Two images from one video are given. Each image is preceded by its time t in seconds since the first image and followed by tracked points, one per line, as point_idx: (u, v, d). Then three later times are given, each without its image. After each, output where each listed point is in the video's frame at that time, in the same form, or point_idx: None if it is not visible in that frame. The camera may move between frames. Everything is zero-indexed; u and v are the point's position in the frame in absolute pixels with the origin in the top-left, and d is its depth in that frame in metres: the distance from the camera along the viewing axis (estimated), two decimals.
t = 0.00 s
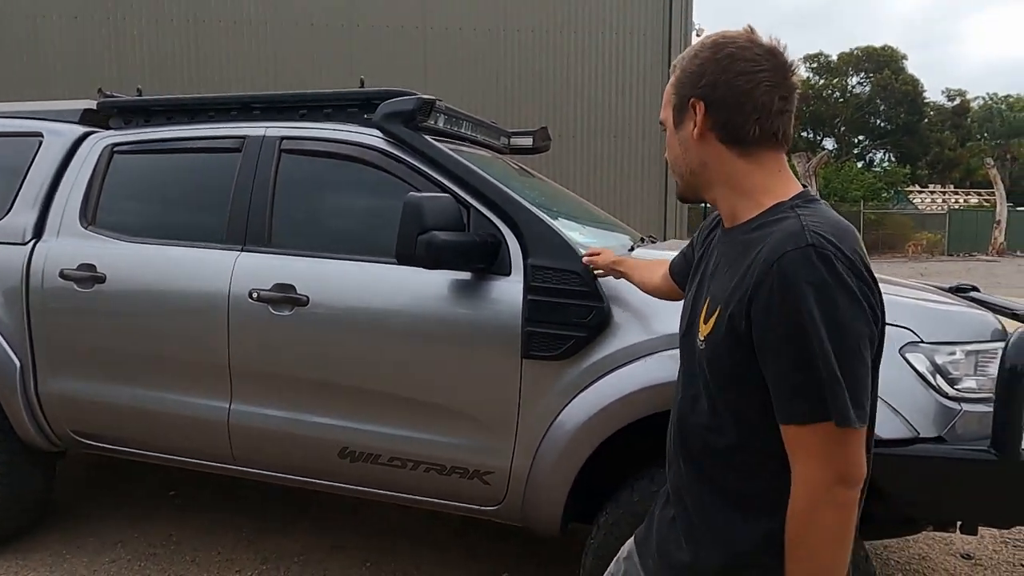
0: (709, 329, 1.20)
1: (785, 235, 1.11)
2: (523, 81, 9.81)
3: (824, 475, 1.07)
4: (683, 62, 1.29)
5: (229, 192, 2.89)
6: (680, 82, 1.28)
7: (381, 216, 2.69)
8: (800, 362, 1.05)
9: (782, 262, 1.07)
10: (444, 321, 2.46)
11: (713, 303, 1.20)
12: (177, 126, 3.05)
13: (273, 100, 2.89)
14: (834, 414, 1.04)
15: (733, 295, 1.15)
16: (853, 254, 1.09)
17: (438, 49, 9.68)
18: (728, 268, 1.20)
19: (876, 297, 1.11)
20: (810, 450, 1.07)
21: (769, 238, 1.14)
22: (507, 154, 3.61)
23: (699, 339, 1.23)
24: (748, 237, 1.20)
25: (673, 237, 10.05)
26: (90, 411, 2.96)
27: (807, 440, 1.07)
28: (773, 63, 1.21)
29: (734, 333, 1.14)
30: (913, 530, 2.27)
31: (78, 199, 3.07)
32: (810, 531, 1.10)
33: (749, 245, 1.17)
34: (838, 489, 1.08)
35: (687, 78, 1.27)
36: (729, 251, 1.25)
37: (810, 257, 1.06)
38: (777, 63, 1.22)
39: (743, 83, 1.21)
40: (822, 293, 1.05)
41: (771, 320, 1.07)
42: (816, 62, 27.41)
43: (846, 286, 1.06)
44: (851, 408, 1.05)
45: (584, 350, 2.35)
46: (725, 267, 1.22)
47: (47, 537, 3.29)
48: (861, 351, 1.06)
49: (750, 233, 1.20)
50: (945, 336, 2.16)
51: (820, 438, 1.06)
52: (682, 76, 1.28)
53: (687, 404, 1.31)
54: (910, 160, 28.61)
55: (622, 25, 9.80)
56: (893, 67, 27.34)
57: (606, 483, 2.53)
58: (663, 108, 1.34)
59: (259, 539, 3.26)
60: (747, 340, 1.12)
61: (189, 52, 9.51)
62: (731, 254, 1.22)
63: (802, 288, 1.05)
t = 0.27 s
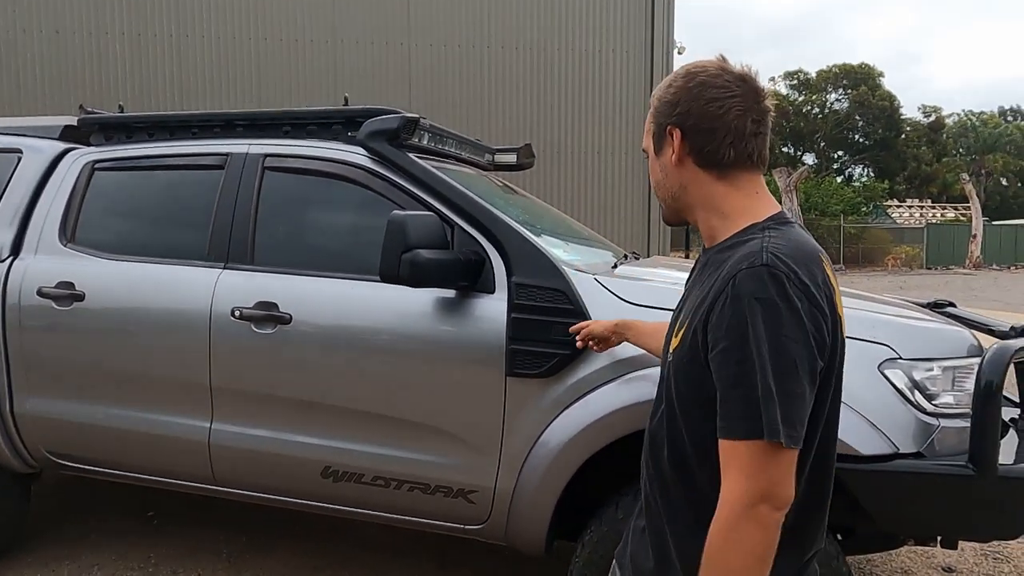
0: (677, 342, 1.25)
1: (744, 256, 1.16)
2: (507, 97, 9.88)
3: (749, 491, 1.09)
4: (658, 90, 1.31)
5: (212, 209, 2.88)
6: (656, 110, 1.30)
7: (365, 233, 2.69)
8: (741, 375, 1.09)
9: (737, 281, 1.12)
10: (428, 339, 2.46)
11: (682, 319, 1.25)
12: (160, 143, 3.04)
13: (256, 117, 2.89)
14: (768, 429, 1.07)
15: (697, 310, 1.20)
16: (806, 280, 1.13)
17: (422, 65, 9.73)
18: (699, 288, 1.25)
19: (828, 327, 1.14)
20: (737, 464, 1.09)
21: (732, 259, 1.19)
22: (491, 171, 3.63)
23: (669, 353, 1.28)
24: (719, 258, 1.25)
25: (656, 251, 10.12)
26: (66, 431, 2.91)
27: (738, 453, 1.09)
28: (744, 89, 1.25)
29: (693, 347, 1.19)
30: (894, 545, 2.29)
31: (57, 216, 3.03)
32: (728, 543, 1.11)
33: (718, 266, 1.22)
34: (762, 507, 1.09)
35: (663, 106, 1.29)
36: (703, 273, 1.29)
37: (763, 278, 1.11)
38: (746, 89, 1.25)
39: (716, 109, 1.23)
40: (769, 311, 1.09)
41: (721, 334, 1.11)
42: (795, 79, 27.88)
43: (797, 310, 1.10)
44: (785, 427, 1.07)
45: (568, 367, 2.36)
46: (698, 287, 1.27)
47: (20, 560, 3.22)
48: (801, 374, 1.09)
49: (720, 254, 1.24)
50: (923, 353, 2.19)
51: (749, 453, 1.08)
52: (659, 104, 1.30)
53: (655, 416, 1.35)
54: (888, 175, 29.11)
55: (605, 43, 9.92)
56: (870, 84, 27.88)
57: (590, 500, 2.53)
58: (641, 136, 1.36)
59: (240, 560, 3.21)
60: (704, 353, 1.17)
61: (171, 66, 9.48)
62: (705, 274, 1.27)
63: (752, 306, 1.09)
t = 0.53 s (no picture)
0: (675, 336, 1.25)
1: (745, 253, 1.16)
2: (513, 101, 9.90)
3: (743, 482, 1.09)
4: (661, 90, 1.31)
5: (221, 212, 2.89)
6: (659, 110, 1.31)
7: (373, 236, 2.69)
8: (737, 370, 1.09)
9: (738, 276, 1.12)
10: (436, 342, 2.46)
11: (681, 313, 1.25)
12: (169, 147, 3.06)
13: (265, 121, 2.90)
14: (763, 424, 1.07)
15: (696, 305, 1.20)
16: (806, 279, 1.13)
17: (428, 69, 9.76)
18: (699, 283, 1.25)
19: (825, 326, 1.14)
20: (732, 455, 1.10)
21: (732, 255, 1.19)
22: (498, 174, 3.63)
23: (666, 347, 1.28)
24: (719, 254, 1.24)
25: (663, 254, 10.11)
26: (76, 433, 2.92)
27: (732, 445, 1.10)
28: (745, 89, 1.25)
29: (692, 341, 1.19)
30: (905, 549, 2.28)
31: (68, 219, 3.05)
32: (720, 535, 1.11)
33: (718, 262, 1.22)
34: (755, 499, 1.10)
35: (666, 106, 1.29)
36: (702, 269, 1.29)
37: (764, 275, 1.11)
38: (748, 89, 1.25)
39: (717, 109, 1.23)
40: (768, 308, 1.09)
41: (719, 329, 1.11)
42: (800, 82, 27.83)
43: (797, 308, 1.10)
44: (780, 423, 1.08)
45: (577, 370, 2.36)
46: (697, 282, 1.27)
47: (30, 562, 3.23)
48: (798, 371, 1.09)
49: (719, 251, 1.24)
50: (934, 356, 2.18)
51: (744, 445, 1.09)
52: (662, 103, 1.30)
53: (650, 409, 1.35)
54: (894, 178, 29.01)
55: (611, 46, 9.93)
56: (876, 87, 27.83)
57: (598, 504, 2.53)
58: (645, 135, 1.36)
59: (248, 563, 3.22)
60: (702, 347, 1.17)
61: (179, 71, 9.53)
62: (704, 269, 1.27)
63: (752, 302, 1.09)
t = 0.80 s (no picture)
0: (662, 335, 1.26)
1: (729, 253, 1.16)
2: (514, 100, 9.89)
3: (726, 476, 1.11)
4: (653, 93, 1.32)
5: (222, 211, 2.89)
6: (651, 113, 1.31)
7: (374, 235, 2.70)
8: (719, 370, 1.09)
9: (720, 277, 1.12)
10: (437, 341, 2.46)
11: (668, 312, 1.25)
12: (171, 146, 3.06)
13: (266, 120, 2.90)
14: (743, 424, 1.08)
15: (680, 304, 1.20)
16: (788, 279, 1.13)
17: (430, 68, 9.75)
18: (686, 282, 1.25)
19: (809, 326, 1.14)
20: (714, 451, 1.11)
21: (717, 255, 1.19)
22: (499, 173, 3.63)
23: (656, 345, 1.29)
24: (706, 253, 1.25)
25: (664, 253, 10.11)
26: (78, 432, 2.93)
27: (714, 441, 1.11)
28: (735, 91, 1.25)
29: (677, 340, 1.20)
30: (906, 548, 2.27)
31: (69, 219, 3.06)
32: (707, 528, 1.14)
33: (704, 261, 1.22)
34: (739, 490, 1.12)
35: (658, 108, 1.29)
36: (690, 268, 1.29)
37: (746, 276, 1.11)
38: (738, 91, 1.25)
39: (707, 111, 1.23)
40: (749, 309, 1.09)
41: (702, 329, 1.12)
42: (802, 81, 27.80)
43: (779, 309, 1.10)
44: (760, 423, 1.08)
45: (577, 369, 2.36)
46: (685, 281, 1.27)
47: (32, 561, 3.24)
48: (779, 371, 1.09)
49: (706, 251, 1.25)
50: (935, 355, 2.18)
51: (724, 440, 1.10)
52: (654, 106, 1.30)
53: (640, 405, 1.37)
54: (896, 177, 28.97)
55: (612, 45, 9.93)
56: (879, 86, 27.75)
57: (599, 503, 2.53)
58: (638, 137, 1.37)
59: (249, 561, 3.22)
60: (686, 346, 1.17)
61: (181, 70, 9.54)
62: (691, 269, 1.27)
63: (734, 302, 1.10)
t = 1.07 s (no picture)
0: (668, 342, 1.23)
1: (740, 260, 1.15)
2: (517, 97, 9.88)
3: (755, 489, 1.10)
4: (648, 93, 1.30)
5: (224, 209, 2.89)
6: (646, 114, 1.29)
7: (375, 233, 2.69)
8: (737, 380, 1.08)
9: (735, 285, 1.11)
10: (439, 338, 2.46)
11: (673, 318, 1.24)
12: (173, 143, 3.06)
13: (268, 117, 2.90)
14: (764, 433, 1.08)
15: (689, 311, 1.18)
16: (800, 285, 1.13)
17: (432, 65, 9.74)
18: (690, 287, 1.24)
19: (818, 330, 1.15)
20: (741, 463, 1.10)
21: (726, 261, 1.18)
22: (501, 170, 3.62)
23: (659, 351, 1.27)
24: (710, 258, 1.23)
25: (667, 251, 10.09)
26: (80, 429, 2.93)
27: (741, 453, 1.10)
28: (733, 92, 1.23)
29: (687, 348, 1.18)
30: (908, 547, 2.27)
31: (72, 216, 3.06)
32: (735, 542, 1.12)
33: (710, 266, 1.21)
34: (768, 503, 1.11)
35: (653, 109, 1.28)
36: (692, 271, 1.28)
37: (760, 284, 1.10)
38: (735, 92, 1.24)
39: (705, 114, 1.22)
40: (765, 316, 1.09)
41: (717, 338, 1.11)
42: (805, 78, 27.71)
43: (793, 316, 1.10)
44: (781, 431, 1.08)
45: (579, 367, 2.35)
46: (688, 285, 1.26)
47: (35, 557, 3.24)
48: (795, 378, 1.10)
49: (709, 255, 1.24)
50: (939, 353, 2.17)
51: (752, 452, 1.09)
52: (649, 107, 1.29)
53: (641, 410, 1.35)
54: (900, 174, 28.87)
55: (615, 42, 9.90)
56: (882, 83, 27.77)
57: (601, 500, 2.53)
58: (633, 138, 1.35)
59: (251, 558, 3.23)
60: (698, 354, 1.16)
61: (183, 68, 9.55)
62: (694, 272, 1.26)
63: (750, 311, 1.09)
